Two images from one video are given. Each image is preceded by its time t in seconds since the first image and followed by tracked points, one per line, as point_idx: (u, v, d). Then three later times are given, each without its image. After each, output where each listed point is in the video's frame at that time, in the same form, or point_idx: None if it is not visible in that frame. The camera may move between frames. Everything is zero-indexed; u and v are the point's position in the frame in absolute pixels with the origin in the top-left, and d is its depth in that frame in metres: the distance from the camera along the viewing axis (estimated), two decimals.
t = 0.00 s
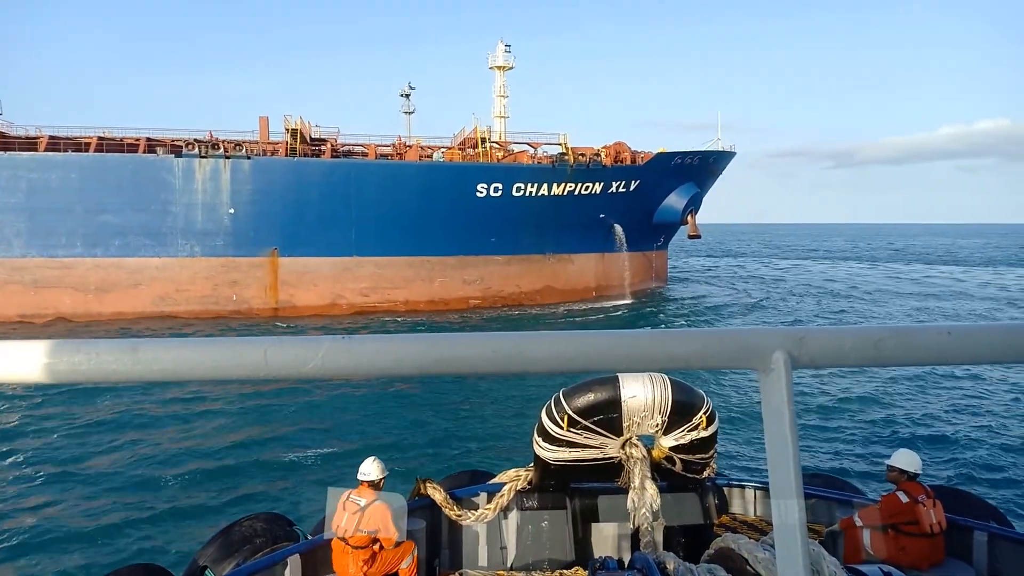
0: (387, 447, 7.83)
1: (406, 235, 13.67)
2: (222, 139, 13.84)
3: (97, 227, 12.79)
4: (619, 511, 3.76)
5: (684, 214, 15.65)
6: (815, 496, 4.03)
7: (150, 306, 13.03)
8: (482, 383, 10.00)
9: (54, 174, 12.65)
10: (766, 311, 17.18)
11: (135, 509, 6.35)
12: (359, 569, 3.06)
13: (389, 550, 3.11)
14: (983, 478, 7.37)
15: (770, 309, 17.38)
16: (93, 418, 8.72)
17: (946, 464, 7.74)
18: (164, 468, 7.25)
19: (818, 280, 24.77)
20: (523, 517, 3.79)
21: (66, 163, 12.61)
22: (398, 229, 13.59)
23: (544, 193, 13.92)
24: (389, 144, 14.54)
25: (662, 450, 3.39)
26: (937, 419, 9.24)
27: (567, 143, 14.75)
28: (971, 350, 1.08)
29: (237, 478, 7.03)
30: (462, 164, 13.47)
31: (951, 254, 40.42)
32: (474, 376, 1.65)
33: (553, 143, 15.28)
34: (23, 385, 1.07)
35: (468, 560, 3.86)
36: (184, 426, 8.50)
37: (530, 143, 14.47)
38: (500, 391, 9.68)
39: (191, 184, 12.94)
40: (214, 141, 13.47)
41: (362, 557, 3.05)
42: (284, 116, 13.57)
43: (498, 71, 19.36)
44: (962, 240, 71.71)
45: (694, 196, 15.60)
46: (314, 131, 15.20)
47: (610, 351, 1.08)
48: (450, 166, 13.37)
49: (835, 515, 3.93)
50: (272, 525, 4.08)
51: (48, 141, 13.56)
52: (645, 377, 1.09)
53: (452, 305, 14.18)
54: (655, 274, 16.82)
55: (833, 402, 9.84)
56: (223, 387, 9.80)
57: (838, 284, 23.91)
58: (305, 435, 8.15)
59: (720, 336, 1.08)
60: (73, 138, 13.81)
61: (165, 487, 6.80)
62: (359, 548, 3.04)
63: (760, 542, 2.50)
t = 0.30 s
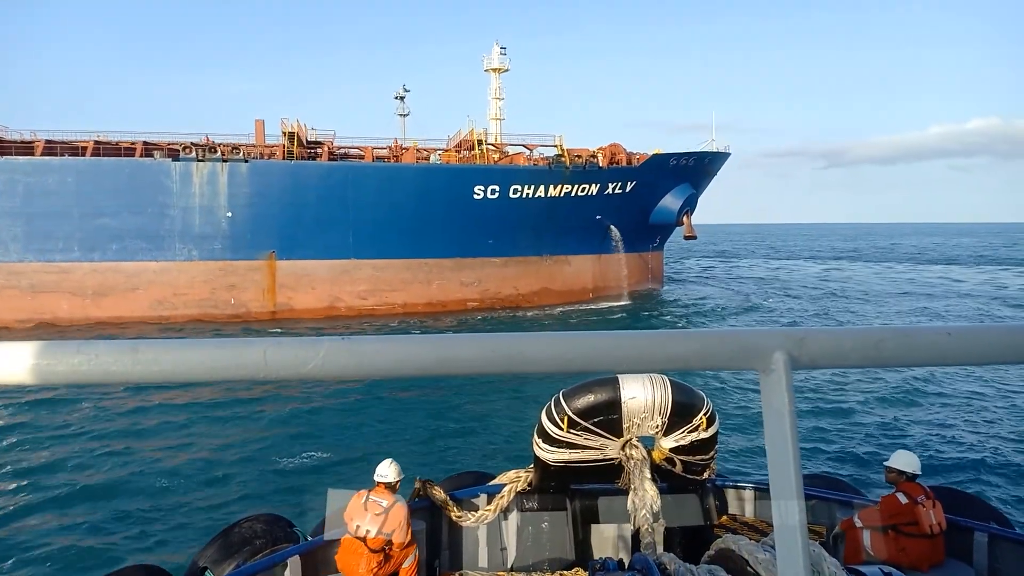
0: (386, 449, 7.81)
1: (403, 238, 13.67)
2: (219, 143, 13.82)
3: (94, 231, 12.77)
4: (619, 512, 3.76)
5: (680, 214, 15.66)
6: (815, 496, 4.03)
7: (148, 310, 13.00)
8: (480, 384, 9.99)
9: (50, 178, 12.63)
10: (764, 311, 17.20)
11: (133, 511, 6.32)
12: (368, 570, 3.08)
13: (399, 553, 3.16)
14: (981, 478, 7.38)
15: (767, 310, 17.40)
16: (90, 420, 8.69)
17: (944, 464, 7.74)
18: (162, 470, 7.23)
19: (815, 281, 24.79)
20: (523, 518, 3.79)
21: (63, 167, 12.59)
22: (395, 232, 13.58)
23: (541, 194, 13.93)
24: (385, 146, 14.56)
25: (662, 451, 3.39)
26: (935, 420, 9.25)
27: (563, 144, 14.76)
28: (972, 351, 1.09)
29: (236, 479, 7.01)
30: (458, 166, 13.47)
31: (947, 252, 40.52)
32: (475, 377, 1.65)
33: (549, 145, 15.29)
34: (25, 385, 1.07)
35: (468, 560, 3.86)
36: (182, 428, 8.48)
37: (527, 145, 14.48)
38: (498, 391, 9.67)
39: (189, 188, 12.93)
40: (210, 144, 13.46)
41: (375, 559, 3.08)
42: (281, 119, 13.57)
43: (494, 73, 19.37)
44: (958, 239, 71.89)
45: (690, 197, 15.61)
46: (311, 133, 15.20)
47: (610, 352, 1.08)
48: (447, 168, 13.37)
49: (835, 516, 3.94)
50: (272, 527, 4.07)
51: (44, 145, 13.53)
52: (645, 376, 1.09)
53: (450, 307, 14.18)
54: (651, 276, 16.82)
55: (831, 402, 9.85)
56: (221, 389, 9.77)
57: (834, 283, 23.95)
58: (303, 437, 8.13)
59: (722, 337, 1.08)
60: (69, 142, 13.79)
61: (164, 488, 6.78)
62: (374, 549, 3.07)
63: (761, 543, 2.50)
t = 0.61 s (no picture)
0: (385, 449, 7.80)
1: (401, 239, 13.67)
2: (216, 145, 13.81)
3: (92, 234, 12.75)
4: (618, 512, 3.77)
5: (677, 214, 15.66)
6: (814, 496, 4.04)
7: (146, 313, 12.98)
8: (478, 384, 9.99)
9: (48, 181, 12.60)
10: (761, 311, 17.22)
11: (134, 511, 6.31)
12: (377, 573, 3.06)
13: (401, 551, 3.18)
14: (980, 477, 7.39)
15: (765, 309, 17.43)
16: (88, 422, 8.65)
17: (943, 463, 7.75)
18: (162, 470, 7.21)
19: (811, 279, 24.81)
20: (523, 518, 3.79)
21: (60, 170, 12.57)
22: (393, 233, 13.59)
23: (538, 195, 13.94)
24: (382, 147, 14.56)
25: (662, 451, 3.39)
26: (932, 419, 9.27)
27: (560, 145, 14.77)
28: (971, 351, 1.09)
29: (235, 479, 7.00)
30: (456, 166, 13.47)
31: (941, 250, 40.64)
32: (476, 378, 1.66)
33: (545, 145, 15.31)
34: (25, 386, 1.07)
35: (468, 560, 3.86)
36: (181, 428, 8.46)
37: (524, 145, 14.50)
38: (496, 391, 9.65)
39: (187, 190, 12.92)
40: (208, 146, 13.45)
41: (382, 561, 3.07)
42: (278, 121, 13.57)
43: (490, 74, 19.37)
44: (954, 236, 72.03)
45: (686, 197, 15.62)
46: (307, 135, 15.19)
47: (610, 351, 1.08)
48: (445, 168, 13.38)
49: (835, 516, 3.94)
50: (272, 527, 4.07)
51: (40, 148, 13.50)
52: (645, 376, 1.09)
53: (448, 308, 14.18)
54: (648, 275, 16.83)
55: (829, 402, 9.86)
56: (220, 390, 9.75)
57: (831, 282, 24.00)
58: (302, 437, 8.12)
59: (723, 337, 1.08)
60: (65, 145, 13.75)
61: (163, 488, 6.77)
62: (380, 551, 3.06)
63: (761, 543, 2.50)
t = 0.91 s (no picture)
0: (385, 448, 7.79)
1: (399, 239, 13.66)
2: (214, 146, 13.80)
3: (90, 236, 12.74)
4: (618, 512, 3.77)
5: (674, 212, 15.65)
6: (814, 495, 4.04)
7: (144, 314, 12.97)
8: (477, 383, 9.98)
9: (45, 183, 12.58)
10: (759, 309, 17.22)
11: (134, 511, 6.30)
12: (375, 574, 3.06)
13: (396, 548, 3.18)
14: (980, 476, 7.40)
15: (763, 307, 17.43)
16: (87, 423, 8.64)
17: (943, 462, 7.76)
18: (162, 470, 7.20)
19: (809, 277, 24.82)
20: (523, 518, 3.80)
21: (57, 172, 12.55)
22: (391, 233, 13.58)
23: (536, 194, 13.93)
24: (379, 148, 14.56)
25: (662, 451, 3.39)
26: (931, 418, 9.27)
27: (556, 145, 14.78)
28: (973, 351, 1.09)
29: (235, 479, 6.99)
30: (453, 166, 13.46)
31: (939, 247, 40.65)
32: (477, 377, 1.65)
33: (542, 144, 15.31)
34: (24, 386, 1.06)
35: (468, 560, 3.87)
36: (180, 429, 8.45)
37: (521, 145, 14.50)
38: (495, 391, 9.65)
39: (184, 191, 12.91)
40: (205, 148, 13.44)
41: (377, 561, 3.07)
42: (275, 122, 13.56)
43: (486, 74, 19.37)
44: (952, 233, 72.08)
45: (683, 195, 15.62)
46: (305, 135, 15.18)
47: (610, 350, 1.08)
48: (443, 168, 13.38)
49: (835, 515, 3.94)
50: (271, 527, 4.07)
51: (38, 150, 13.49)
52: (646, 376, 1.09)
53: (447, 308, 14.19)
54: (646, 273, 16.83)
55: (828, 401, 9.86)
56: (219, 391, 9.74)
57: (828, 279, 24.02)
58: (302, 436, 8.11)
59: (725, 336, 1.08)
60: (62, 146, 13.74)
61: (163, 488, 6.76)
62: (372, 551, 3.07)
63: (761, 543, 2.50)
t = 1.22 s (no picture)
0: (384, 448, 7.78)
1: (397, 240, 13.65)
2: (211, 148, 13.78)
3: (88, 238, 12.72)
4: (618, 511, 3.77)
5: (670, 212, 15.66)
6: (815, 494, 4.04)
7: (142, 317, 12.94)
8: (476, 383, 9.98)
9: (42, 185, 12.56)
10: (756, 308, 17.24)
11: (133, 511, 6.29)
12: (377, 571, 3.08)
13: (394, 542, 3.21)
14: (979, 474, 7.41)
15: (761, 306, 17.44)
16: (86, 424, 8.62)
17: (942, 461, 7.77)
18: (160, 470, 7.19)
19: (806, 276, 24.86)
20: (524, 517, 3.81)
21: (54, 174, 12.53)
22: (389, 234, 13.57)
23: (533, 194, 13.92)
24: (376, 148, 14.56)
25: (662, 451, 3.39)
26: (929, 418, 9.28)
27: (553, 145, 14.78)
28: (974, 351, 1.09)
29: (234, 479, 6.98)
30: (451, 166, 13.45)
31: (936, 245, 40.73)
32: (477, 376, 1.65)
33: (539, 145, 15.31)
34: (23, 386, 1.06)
35: (469, 559, 3.88)
36: (179, 429, 8.43)
37: (518, 145, 14.51)
38: (494, 390, 9.65)
39: (182, 193, 12.89)
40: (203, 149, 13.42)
41: (379, 558, 3.09)
42: (273, 124, 13.55)
43: (483, 74, 19.37)
44: (948, 232, 72.21)
45: (680, 194, 15.63)
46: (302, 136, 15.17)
47: (610, 351, 1.08)
48: (441, 169, 13.36)
49: (835, 515, 3.95)
50: (272, 526, 4.06)
51: (34, 153, 13.46)
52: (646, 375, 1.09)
53: (446, 308, 14.18)
54: (642, 273, 16.85)
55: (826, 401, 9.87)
56: (217, 391, 9.72)
57: (825, 278, 24.06)
58: (302, 436, 8.11)
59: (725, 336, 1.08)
60: (59, 149, 13.72)
61: (162, 488, 6.75)
62: (374, 548, 3.08)
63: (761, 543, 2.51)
